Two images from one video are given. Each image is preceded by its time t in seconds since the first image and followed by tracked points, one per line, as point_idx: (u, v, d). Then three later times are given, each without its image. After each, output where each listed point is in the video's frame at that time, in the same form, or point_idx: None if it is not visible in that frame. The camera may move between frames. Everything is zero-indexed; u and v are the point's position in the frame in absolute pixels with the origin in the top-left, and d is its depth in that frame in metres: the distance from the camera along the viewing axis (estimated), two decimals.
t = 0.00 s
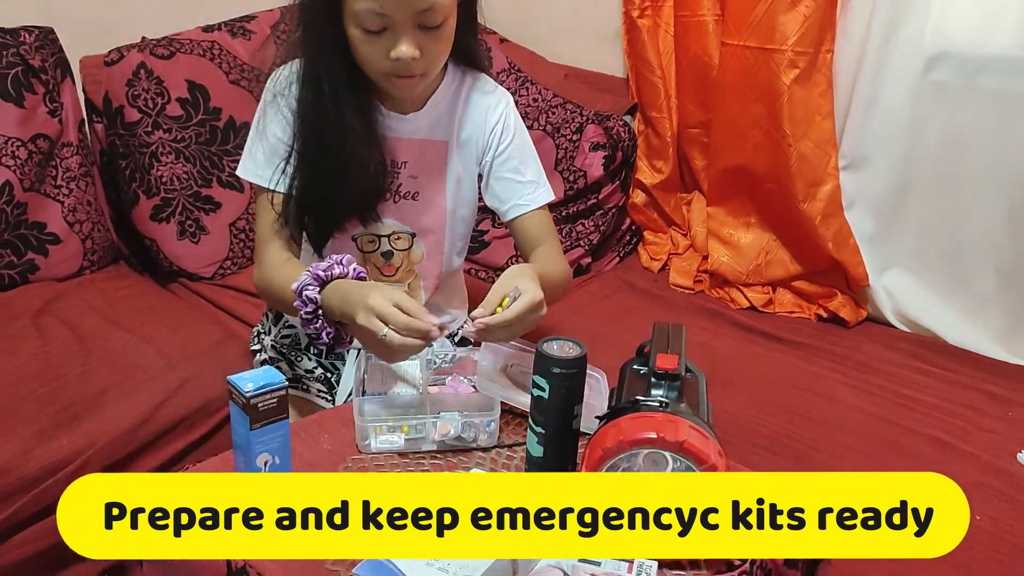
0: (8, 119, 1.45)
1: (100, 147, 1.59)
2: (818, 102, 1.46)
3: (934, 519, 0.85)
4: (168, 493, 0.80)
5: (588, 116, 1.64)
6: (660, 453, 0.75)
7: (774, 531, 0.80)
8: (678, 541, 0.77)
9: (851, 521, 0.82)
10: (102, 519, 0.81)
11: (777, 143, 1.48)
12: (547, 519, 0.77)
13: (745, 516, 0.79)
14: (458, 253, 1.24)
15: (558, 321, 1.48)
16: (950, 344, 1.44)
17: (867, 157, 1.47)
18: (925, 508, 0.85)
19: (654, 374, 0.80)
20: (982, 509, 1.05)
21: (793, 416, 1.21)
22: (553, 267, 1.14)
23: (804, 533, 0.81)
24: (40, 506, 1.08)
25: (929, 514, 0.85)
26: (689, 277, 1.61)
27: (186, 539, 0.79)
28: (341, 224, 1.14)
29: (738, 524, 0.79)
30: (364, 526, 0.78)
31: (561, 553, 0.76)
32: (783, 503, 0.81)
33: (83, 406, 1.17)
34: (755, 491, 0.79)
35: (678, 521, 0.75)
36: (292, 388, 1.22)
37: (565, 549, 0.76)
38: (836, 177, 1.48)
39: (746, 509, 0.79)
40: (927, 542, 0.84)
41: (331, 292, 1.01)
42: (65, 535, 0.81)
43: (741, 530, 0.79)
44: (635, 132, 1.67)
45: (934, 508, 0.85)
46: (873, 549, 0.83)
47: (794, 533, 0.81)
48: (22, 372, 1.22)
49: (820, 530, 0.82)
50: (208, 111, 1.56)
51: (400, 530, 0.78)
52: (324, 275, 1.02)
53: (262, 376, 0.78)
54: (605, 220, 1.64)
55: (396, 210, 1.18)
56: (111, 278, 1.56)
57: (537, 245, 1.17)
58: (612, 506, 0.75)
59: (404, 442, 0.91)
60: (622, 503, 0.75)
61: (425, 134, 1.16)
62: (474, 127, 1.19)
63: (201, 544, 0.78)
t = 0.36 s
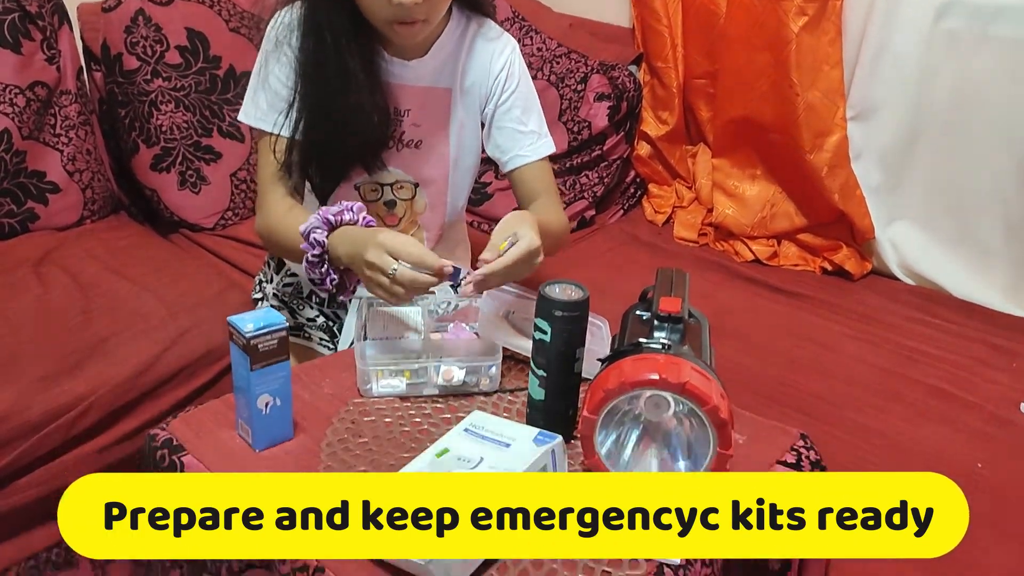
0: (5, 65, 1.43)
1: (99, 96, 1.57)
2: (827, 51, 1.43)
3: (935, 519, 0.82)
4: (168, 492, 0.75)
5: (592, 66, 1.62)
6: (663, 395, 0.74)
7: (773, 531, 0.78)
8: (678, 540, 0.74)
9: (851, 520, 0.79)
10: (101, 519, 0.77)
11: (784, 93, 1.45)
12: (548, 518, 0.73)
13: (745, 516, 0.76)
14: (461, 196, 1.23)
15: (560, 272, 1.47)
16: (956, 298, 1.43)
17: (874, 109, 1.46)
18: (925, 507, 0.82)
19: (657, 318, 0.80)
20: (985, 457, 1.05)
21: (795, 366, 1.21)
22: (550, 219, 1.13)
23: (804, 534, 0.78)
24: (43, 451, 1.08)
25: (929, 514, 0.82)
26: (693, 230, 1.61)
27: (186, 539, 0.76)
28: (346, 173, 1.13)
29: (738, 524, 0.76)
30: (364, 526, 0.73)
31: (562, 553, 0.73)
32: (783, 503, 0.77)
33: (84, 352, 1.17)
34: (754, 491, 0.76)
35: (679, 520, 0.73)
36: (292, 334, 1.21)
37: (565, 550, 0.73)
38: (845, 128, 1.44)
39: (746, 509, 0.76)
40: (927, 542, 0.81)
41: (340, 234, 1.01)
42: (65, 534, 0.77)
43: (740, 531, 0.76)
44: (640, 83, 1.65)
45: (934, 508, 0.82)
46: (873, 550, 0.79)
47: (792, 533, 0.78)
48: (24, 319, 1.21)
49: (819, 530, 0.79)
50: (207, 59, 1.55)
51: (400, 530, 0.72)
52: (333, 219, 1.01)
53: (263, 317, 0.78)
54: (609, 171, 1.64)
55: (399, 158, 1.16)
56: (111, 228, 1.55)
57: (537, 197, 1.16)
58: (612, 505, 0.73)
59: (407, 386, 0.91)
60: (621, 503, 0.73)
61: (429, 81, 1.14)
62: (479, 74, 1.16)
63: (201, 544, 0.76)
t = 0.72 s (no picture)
0: None
1: (96, 49, 1.54)
2: (843, 4, 1.38)
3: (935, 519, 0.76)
4: (167, 491, 0.71)
5: (601, 21, 1.58)
6: (669, 345, 0.71)
7: (773, 531, 0.72)
8: (677, 542, 0.69)
9: (851, 521, 0.74)
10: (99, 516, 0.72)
11: (798, 48, 1.41)
12: (547, 519, 0.67)
13: (745, 516, 0.71)
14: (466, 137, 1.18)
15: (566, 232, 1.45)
16: (971, 260, 1.40)
17: (890, 65, 1.42)
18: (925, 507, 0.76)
19: (666, 266, 0.77)
20: (1001, 418, 1.02)
21: (805, 325, 1.18)
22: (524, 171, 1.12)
23: (804, 534, 0.73)
24: (39, 405, 1.07)
25: (929, 514, 0.75)
26: (703, 190, 1.58)
27: (186, 539, 0.71)
28: (343, 113, 1.09)
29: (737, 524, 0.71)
30: (364, 527, 0.66)
31: (560, 552, 0.64)
32: (784, 503, 0.72)
33: (80, 307, 1.15)
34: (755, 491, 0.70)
35: (679, 520, 0.68)
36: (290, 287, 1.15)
37: (565, 550, 0.64)
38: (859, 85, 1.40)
39: (746, 509, 0.71)
40: (927, 542, 0.75)
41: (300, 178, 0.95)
42: (64, 535, 0.72)
43: (739, 532, 0.71)
44: (650, 40, 1.61)
45: (934, 508, 0.75)
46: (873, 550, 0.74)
47: (792, 534, 0.73)
48: (18, 274, 1.19)
49: (819, 530, 0.73)
50: (205, 12, 1.50)
51: (400, 529, 0.66)
52: (299, 157, 0.97)
53: (258, 263, 0.75)
54: (617, 130, 1.60)
55: (401, 101, 1.12)
56: (110, 185, 1.53)
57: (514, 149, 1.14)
58: (612, 504, 0.68)
59: (408, 338, 0.88)
60: (621, 502, 0.68)
61: (432, 21, 1.11)
62: (481, 16, 1.13)
63: (201, 543, 0.71)
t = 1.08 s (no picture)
0: (7, 4, 1.36)
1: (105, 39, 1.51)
2: None
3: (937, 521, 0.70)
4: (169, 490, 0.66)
5: (623, 14, 1.53)
6: (694, 359, 0.67)
7: (772, 532, 0.68)
8: (677, 543, 0.65)
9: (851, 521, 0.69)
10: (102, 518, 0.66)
11: (827, 43, 1.36)
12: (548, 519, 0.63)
13: (744, 516, 0.66)
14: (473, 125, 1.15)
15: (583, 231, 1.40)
16: (1005, 265, 1.34)
17: (924, 61, 1.36)
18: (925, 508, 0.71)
19: (691, 276, 0.72)
20: None
21: (832, 333, 1.13)
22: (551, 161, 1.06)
23: (804, 534, 0.68)
24: (38, 406, 1.04)
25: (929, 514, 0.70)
26: (726, 190, 1.53)
27: (186, 537, 0.66)
28: (336, 104, 1.10)
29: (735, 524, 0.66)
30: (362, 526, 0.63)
31: (559, 552, 0.62)
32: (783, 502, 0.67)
33: (82, 304, 1.12)
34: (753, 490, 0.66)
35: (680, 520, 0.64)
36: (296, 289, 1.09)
37: (565, 550, 0.62)
38: (890, 82, 1.35)
39: (745, 509, 0.66)
40: (928, 543, 0.69)
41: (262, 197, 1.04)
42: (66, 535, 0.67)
43: (739, 533, 0.66)
44: (672, 33, 1.56)
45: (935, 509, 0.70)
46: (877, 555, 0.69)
47: (791, 534, 0.68)
48: (21, 269, 1.16)
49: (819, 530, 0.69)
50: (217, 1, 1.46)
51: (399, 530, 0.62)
52: (260, 178, 1.04)
53: (261, 266, 0.71)
54: (637, 126, 1.55)
55: (403, 89, 1.11)
56: (118, 178, 1.49)
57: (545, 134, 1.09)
58: (613, 504, 0.64)
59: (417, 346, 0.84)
60: (621, 501, 0.65)
61: (433, 7, 1.09)
62: None
63: (201, 544, 0.66)
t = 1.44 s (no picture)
0: (17, 6, 1.34)
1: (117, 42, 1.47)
2: (916, 12, 1.26)
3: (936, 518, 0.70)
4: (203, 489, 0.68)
5: (650, 24, 1.47)
6: (722, 406, 0.62)
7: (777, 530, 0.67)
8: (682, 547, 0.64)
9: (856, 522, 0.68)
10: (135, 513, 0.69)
11: (864, 58, 1.30)
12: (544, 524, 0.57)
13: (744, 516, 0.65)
14: (480, 136, 1.09)
15: (604, 250, 1.35)
16: None
17: (966, 79, 1.30)
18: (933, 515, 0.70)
19: (721, 313, 0.67)
20: None
21: (865, 364, 1.07)
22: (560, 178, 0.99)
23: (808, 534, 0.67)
24: (34, 424, 1.00)
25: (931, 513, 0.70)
26: (753, 208, 1.47)
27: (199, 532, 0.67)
28: (331, 110, 1.06)
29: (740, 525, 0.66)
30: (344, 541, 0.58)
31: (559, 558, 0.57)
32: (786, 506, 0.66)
33: (84, 318, 1.08)
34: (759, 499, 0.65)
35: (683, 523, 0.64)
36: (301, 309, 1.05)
37: (568, 551, 0.57)
38: (930, 100, 1.29)
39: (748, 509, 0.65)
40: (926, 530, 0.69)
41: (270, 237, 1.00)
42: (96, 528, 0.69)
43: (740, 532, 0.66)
44: (701, 45, 1.50)
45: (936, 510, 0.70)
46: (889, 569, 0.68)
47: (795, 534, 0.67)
48: (22, 280, 1.13)
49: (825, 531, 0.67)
50: (232, 5, 1.43)
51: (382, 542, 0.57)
52: (266, 215, 1.01)
53: (260, 293, 0.67)
54: (662, 140, 1.50)
55: (400, 98, 1.06)
56: (128, 185, 1.46)
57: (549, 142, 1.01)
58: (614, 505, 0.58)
59: (425, 377, 0.80)
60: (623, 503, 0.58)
61: (430, 11, 1.04)
62: None
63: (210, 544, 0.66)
